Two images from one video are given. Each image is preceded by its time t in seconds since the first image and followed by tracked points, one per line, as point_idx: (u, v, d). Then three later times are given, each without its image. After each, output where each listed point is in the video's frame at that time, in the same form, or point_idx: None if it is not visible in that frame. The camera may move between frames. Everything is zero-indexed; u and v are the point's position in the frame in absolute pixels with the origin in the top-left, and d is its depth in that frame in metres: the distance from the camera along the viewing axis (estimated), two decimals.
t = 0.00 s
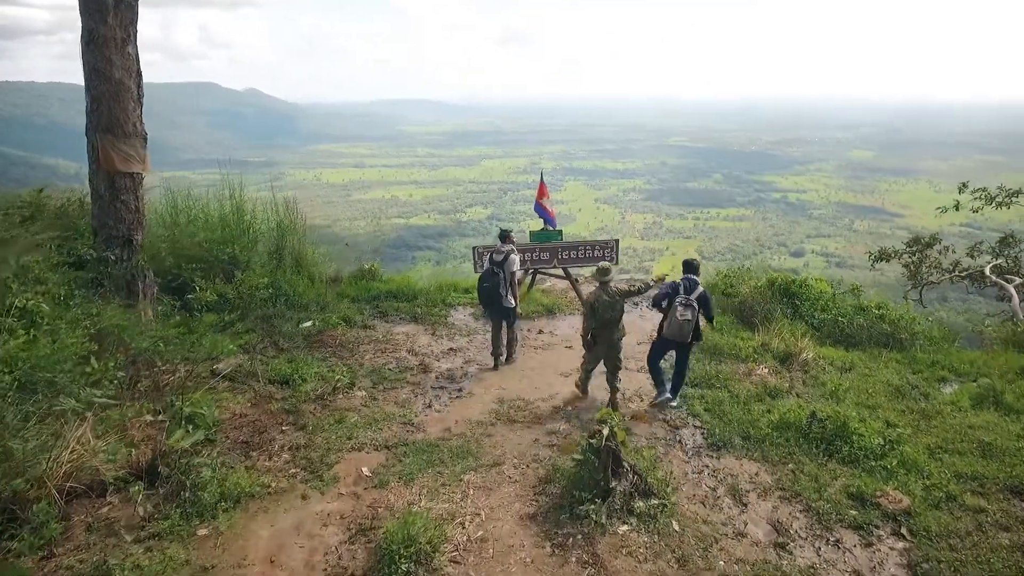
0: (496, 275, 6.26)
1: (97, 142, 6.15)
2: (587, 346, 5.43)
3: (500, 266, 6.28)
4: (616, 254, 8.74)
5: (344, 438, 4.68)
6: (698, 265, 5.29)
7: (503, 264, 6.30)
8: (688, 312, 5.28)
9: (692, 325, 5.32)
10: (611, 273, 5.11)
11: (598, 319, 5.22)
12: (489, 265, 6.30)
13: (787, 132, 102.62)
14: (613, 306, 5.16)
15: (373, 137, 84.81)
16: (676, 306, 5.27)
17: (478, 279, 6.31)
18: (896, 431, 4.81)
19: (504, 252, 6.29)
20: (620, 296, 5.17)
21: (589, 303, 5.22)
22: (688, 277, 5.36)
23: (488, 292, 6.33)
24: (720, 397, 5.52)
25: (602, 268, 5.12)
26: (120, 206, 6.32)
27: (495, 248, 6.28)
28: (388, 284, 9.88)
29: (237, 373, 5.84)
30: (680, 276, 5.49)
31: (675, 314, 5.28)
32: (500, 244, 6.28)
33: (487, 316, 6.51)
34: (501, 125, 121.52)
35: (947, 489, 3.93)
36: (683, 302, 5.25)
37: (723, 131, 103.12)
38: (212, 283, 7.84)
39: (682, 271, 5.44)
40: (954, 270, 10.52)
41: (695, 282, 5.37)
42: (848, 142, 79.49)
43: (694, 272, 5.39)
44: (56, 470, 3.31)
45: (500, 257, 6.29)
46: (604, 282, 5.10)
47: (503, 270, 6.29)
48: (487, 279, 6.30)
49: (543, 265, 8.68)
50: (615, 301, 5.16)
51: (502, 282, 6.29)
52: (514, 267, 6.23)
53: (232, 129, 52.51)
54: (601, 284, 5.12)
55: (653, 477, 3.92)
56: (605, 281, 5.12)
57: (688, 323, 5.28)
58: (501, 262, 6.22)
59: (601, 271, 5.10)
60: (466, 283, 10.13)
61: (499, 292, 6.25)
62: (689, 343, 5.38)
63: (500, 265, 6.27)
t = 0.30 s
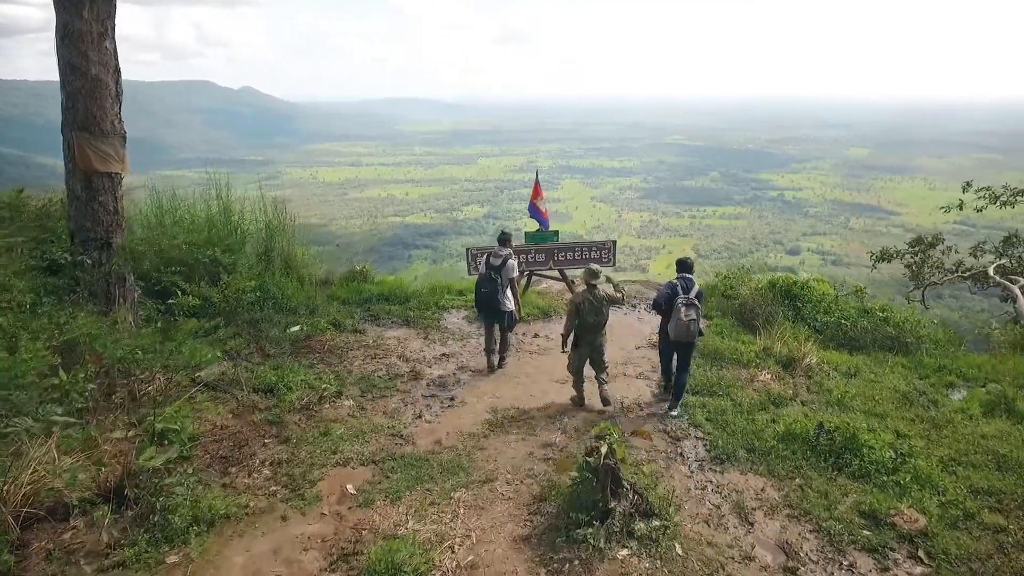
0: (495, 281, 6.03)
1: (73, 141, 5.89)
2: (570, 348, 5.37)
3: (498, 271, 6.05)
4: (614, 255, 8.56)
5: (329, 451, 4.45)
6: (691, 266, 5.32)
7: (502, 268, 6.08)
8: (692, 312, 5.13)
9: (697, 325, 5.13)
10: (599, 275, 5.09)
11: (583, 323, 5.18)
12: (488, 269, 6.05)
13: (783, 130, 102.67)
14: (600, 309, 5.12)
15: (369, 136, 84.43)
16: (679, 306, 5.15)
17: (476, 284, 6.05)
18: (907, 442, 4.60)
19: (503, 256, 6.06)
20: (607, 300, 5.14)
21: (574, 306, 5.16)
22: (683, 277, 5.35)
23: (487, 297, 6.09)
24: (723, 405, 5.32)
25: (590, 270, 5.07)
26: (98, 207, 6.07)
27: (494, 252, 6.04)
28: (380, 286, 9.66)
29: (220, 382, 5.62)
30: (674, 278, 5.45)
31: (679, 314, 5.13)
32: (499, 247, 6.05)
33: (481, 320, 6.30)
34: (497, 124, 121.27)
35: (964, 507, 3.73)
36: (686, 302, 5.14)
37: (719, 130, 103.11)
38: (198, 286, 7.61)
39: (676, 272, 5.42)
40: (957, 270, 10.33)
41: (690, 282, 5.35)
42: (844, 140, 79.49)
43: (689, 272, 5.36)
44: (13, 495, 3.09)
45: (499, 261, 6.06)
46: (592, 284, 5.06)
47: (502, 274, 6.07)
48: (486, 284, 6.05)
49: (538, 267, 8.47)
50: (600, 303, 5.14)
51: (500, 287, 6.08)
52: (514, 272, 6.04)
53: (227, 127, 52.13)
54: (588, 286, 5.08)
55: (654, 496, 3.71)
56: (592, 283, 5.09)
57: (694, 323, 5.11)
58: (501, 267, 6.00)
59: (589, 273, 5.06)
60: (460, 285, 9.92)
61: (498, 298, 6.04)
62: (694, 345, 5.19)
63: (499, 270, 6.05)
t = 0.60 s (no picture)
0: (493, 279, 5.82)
1: (47, 137, 5.63)
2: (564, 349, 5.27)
3: (494, 270, 5.84)
4: (613, 256, 8.34)
5: (312, 465, 4.20)
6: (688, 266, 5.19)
7: (497, 267, 5.87)
8: (687, 315, 5.08)
9: (693, 328, 5.11)
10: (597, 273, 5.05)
11: (578, 322, 5.09)
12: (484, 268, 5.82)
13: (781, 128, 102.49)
14: (594, 307, 5.05)
15: (366, 134, 84.06)
16: (675, 309, 5.07)
17: (473, 283, 5.81)
18: (922, 454, 4.38)
19: (498, 254, 5.84)
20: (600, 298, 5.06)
21: (568, 306, 5.10)
22: (679, 278, 5.20)
23: (482, 296, 5.91)
24: (727, 414, 5.09)
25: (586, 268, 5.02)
26: (73, 207, 5.81)
27: (488, 250, 5.79)
28: (372, 287, 9.42)
29: (201, 390, 5.37)
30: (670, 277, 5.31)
31: (675, 318, 5.07)
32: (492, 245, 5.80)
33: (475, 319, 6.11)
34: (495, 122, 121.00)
35: (988, 526, 3.50)
36: (681, 305, 5.06)
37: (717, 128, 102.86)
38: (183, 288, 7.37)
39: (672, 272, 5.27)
40: (962, 270, 10.11)
41: (687, 283, 5.21)
42: (842, 138, 79.27)
43: (686, 272, 5.21)
44: None
45: (494, 259, 5.84)
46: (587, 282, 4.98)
47: (498, 273, 5.86)
48: (482, 282, 5.87)
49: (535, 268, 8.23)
50: (594, 302, 5.06)
51: (498, 286, 5.89)
52: (511, 271, 5.85)
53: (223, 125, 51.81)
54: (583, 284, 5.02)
55: (656, 516, 3.48)
56: (590, 281, 5.04)
57: (690, 325, 5.08)
58: (499, 266, 5.79)
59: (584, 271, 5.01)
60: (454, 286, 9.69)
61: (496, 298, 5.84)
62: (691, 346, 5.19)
63: (495, 269, 5.83)
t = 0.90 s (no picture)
0: (484, 277, 5.67)
1: (17, 132, 5.35)
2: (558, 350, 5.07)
3: (483, 269, 5.68)
4: (612, 256, 8.08)
5: (292, 481, 3.94)
6: (689, 262, 4.92)
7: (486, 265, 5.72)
8: (686, 311, 4.83)
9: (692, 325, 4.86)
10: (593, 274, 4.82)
11: (573, 322, 4.90)
12: (472, 267, 5.64)
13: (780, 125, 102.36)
14: (590, 308, 4.86)
15: (364, 132, 83.82)
16: (672, 306, 4.82)
17: (465, 284, 5.61)
18: (941, 468, 4.13)
19: (483, 251, 5.70)
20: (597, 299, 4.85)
21: (563, 305, 4.88)
22: (679, 274, 4.94)
23: (477, 297, 5.69)
24: (733, 422, 4.83)
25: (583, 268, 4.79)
26: (46, 205, 5.53)
27: (475, 249, 5.62)
28: (365, 287, 9.18)
29: (178, 397, 5.11)
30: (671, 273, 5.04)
31: (672, 315, 4.82)
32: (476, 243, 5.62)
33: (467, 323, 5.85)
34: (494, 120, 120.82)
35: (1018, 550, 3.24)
36: (680, 301, 4.80)
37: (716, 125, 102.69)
38: (166, 289, 7.11)
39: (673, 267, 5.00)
40: (970, 269, 9.86)
41: (687, 279, 4.94)
42: (841, 136, 78.97)
43: (687, 268, 4.95)
44: None
45: (480, 257, 5.68)
46: (584, 280, 4.76)
47: (486, 271, 5.71)
48: (474, 283, 5.65)
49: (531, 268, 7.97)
50: (590, 302, 4.86)
51: (488, 284, 5.74)
52: (498, 267, 5.74)
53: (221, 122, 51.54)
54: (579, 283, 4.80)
55: (659, 540, 3.23)
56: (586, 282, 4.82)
57: (688, 323, 4.83)
58: (488, 263, 5.65)
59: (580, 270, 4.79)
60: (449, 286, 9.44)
61: (489, 296, 5.69)
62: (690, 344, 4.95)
63: (484, 267, 5.68)
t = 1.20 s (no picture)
0: (455, 275, 5.56)
1: None
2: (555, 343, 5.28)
3: (453, 266, 5.57)
4: (611, 255, 7.78)
5: (264, 500, 3.64)
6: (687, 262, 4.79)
7: (455, 263, 5.60)
8: (683, 314, 4.71)
9: (689, 328, 4.75)
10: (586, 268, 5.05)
11: (567, 316, 5.10)
12: (442, 266, 5.52)
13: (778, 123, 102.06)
14: (583, 303, 5.04)
15: (362, 129, 83.35)
16: (668, 308, 4.73)
17: (436, 283, 5.49)
18: (964, 486, 3.84)
19: (451, 249, 5.59)
20: (590, 294, 5.05)
21: (558, 299, 5.12)
22: (677, 274, 4.83)
23: (449, 296, 5.57)
24: (740, 434, 4.54)
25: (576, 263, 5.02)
26: (10, 203, 5.22)
27: (443, 248, 5.49)
28: (355, 288, 8.88)
29: (148, 407, 4.79)
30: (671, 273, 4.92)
31: (668, 316, 4.73)
32: (443, 241, 5.50)
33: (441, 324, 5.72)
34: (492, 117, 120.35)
35: None
36: (676, 303, 4.70)
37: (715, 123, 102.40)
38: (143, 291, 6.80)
39: (672, 268, 4.89)
40: (980, 268, 9.55)
41: (686, 279, 4.81)
42: (839, 133, 78.64)
43: (685, 268, 4.81)
44: None
45: (448, 255, 5.57)
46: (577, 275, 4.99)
47: (456, 268, 5.61)
48: (445, 282, 5.53)
49: (527, 268, 7.67)
50: (584, 297, 5.06)
51: (460, 281, 5.63)
52: (467, 263, 5.64)
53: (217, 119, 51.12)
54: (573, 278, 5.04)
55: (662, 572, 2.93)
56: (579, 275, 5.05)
57: (684, 325, 4.72)
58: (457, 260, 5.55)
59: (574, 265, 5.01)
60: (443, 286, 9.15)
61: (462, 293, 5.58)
62: (689, 347, 4.82)
63: (453, 265, 5.58)
